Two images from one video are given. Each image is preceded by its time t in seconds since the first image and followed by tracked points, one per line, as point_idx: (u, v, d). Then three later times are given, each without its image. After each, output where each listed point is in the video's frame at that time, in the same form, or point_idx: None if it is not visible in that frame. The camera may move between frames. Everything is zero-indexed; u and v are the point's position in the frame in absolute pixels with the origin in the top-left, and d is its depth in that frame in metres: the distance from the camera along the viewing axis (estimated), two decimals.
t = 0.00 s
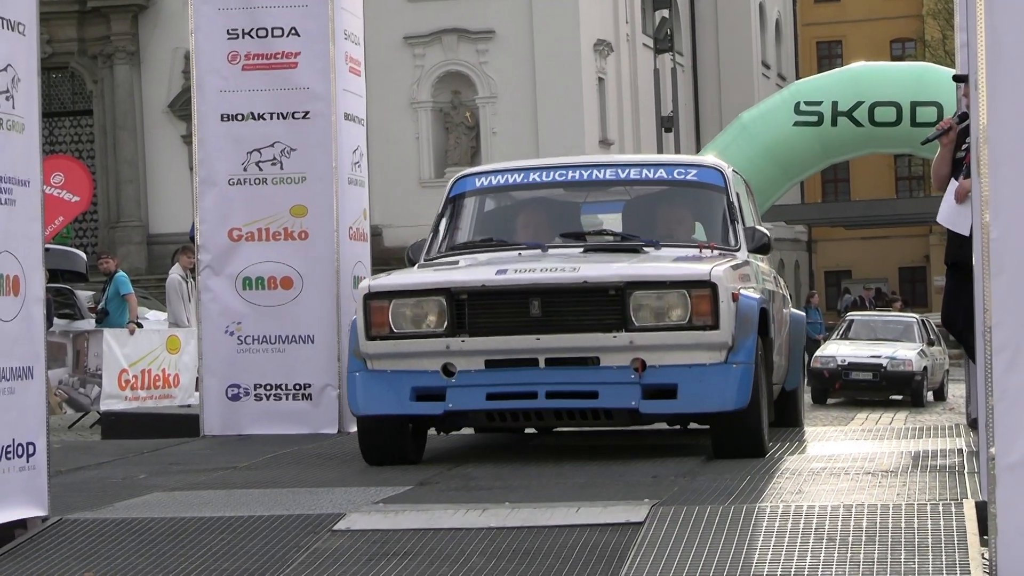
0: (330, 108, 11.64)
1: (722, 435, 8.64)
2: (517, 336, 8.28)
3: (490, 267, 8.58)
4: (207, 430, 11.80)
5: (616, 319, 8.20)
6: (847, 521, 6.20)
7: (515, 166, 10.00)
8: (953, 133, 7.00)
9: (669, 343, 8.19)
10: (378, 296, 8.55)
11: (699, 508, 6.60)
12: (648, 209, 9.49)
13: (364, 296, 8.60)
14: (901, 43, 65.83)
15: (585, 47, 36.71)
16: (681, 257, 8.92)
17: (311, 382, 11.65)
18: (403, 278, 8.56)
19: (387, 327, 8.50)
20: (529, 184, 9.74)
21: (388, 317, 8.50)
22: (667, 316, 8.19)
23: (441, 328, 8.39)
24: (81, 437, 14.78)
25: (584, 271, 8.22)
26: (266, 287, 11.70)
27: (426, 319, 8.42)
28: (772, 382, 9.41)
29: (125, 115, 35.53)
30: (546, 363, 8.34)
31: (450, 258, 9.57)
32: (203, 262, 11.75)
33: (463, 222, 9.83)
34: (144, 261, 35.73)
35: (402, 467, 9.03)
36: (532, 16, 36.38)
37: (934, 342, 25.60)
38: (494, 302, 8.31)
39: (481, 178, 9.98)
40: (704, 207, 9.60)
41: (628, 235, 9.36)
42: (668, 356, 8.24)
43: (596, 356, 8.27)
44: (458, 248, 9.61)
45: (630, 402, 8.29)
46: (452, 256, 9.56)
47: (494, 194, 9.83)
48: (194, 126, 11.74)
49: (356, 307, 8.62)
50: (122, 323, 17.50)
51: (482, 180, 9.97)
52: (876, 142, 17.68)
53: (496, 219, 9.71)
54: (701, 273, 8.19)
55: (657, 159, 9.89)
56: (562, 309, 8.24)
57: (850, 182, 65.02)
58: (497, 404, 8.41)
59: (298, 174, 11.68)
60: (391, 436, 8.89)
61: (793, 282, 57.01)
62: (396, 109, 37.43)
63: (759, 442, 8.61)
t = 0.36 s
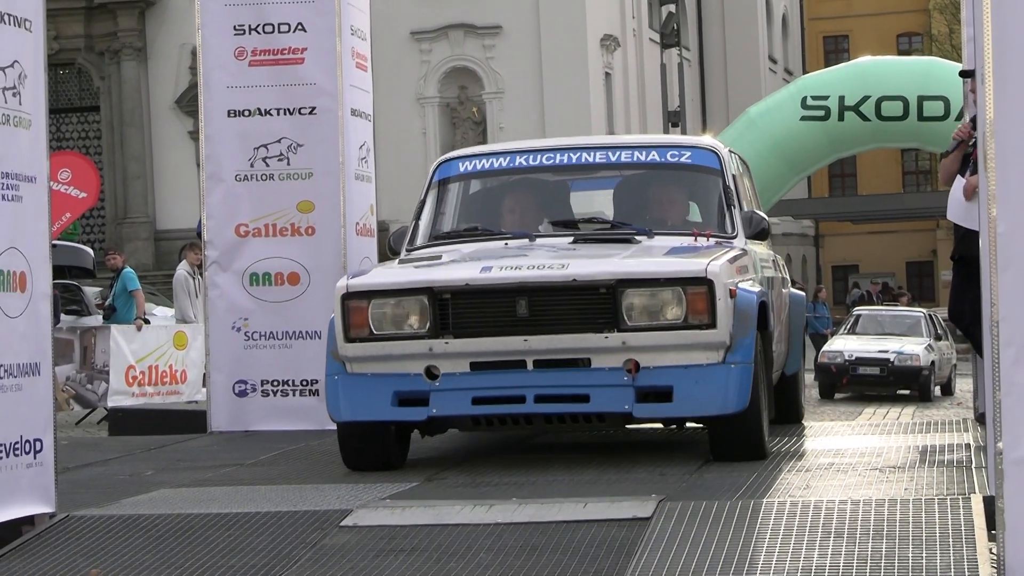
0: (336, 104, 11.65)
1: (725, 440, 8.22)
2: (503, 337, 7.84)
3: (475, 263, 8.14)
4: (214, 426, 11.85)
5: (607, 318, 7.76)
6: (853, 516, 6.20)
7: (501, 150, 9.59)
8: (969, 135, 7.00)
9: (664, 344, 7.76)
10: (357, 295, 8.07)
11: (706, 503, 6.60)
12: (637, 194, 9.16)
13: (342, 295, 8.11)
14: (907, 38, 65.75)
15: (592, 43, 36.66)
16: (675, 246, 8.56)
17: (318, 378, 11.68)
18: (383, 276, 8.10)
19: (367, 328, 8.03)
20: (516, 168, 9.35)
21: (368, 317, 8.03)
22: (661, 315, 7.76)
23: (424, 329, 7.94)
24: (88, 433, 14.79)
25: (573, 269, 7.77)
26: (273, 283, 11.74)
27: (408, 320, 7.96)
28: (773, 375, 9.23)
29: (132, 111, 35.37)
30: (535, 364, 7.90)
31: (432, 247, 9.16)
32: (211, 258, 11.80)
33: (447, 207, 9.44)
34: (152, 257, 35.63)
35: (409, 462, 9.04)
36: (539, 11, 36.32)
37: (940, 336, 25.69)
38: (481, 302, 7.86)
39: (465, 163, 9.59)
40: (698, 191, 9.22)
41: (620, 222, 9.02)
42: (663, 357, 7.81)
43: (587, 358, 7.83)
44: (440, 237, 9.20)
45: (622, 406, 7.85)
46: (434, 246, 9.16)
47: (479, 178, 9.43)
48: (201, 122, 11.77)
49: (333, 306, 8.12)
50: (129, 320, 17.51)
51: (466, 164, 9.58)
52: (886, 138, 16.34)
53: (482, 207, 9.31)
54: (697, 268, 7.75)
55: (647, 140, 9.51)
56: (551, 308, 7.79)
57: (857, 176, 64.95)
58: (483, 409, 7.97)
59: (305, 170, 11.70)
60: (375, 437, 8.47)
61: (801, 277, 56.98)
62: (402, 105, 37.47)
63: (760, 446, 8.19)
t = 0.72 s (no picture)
0: (343, 101, 11.69)
1: (721, 442, 7.54)
2: (486, 340, 7.12)
3: (458, 263, 7.42)
4: (221, 424, 11.91)
5: (598, 321, 7.05)
6: (859, 514, 6.19)
7: (489, 143, 8.89)
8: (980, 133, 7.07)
9: (659, 347, 7.03)
10: (332, 296, 7.37)
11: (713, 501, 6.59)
12: (632, 188, 8.42)
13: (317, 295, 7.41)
14: (915, 35, 65.75)
15: (600, 39, 36.64)
16: (670, 245, 7.82)
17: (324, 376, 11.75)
18: (360, 275, 7.40)
19: (344, 330, 7.34)
20: (506, 163, 8.64)
21: (346, 319, 7.33)
22: (655, 318, 7.04)
23: (404, 333, 7.22)
24: (96, 431, 14.80)
25: (563, 268, 7.06)
26: (281, 281, 11.79)
27: (388, 323, 7.26)
28: (777, 380, 9.11)
29: (140, 109, 35.20)
30: (522, 370, 7.17)
31: (414, 247, 8.44)
32: (217, 256, 11.82)
33: (430, 203, 8.72)
34: (159, 254, 35.52)
35: (415, 459, 9.03)
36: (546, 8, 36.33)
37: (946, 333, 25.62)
38: (462, 301, 7.14)
39: (450, 157, 8.89)
40: (697, 187, 8.48)
41: (614, 220, 8.27)
42: (658, 361, 7.08)
43: (578, 362, 7.11)
44: (424, 236, 8.48)
45: (614, 415, 7.10)
46: (417, 246, 8.43)
47: (465, 172, 8.72)
48: (208, 119, 11.77)
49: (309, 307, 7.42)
50: (137, 317, 17.52)
51: (451, 159, 8.88)
52: (893, 136, 15.68)
53: (470, 204, 8.59)
54: (694, 268, 7.02)
55: (642, 134, 8.80)
56: (539, 309, 7.08)
57: (864, 174, 64.94)
58: (466, 417, 7.23)
59: (312, 167, 11.73)
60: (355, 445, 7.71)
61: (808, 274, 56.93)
62: (410, 103, 37.52)
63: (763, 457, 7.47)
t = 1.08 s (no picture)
0: (350, 105, 11.73)
1: (720, 457, 7.12)
2: (473, 353, 6.76)
3: (443, 270, 7.06)
4: (228, 427, 11.92)
5: (590, 331, 6.70)
6: (867, 518, 6.19)
7: (476, 142, 8.51)
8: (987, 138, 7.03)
9: (656, 358, 6.67)
10: (311, 306, 7.00)
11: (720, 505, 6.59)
12: (625, 189, 8.00)
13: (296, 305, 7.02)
14: (921, 37, 65.69)
15: (606, 42, 36.62)
16: (668, 250, 7.43)
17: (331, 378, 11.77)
18: (340, 285, 7.01)
19: (324, 341, 6.97)
20: (495, 162, 8.25)
21: (326, 329, 6.97)
22: (650, 328, 6.68)
23: (387, 344, 6.87)
24: (103, 435, 14.82)
25: (552, 276, 6.69)
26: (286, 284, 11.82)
27: (371, 334, 6.91)
28: (778, 387, 9.06)
29: (146, 113, 35.18)
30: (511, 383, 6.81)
31: (398, 252, 8.06)
32: (225, 259, 11.85)
33: (416, 205, 8.31)
34: (166, 258, 35.49)
35: (423, 463, 9.03)
36: (552, 12, 36.33)
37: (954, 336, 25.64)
38: (448, 311, 6.79)
39: (435, 157, 8.50)
40: (693, 187, 8.07)
41: (609, 223, 7.88)
42: (654, 373, 6.72)
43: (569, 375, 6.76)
44: (409, 240, 8.08)
45: (609, 429, 6.72)
46: (401, 250, 8.04)
47: (452, 172, 8.33)
48: (215, 124, 11.80)
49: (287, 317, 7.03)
50: (144, 321, 17.54)
51: (437, 159, 8.48)
52: (900, 138, 15.53)
53: (456, 205, 8.20)
54: (691, 276, 6.65)
55: (637, 132, 8.41)
56: (528, 318, 6.73)
57: (871, 176, 64.90)
58: (452, 432, 6.85)
59: (319, 171, 11.78)
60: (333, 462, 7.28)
61: (816, 277, 56.91)
62: (417, 107, 37.52)
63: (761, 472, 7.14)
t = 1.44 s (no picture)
0: (357, 106, 11.75)
1: (721, 470, 6.89)
2: (465, 355, 6.58)
3: (436, 270, 6.91)
4: (235, 427, 11.96)
5: (587, 334, 6.51)
6: (872, 516, 6.19)
7: (469, 138, 8.49)
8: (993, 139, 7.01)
9: (654, 363, 6.48)
10: (297, 308, 6.82)
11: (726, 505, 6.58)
12: (622, 187, 7.99)
13: (281, 306, 6.84)
14: (927, 37, 65.67)
15: (612, 41, 36.62)
16: (667, 250, 7.34)
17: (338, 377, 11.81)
18: (328, 285, 6.84)
19: (310, 344, 6.80)
20: (489, 159, 8.25)
21: (312, 331, 6.80)
22: (649, 330, 6.49)
23: (376, 348, 6.69)
24: (110, 436, 14.82)
25: (548, 277, 6.49)
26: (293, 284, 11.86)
27: (359, 338, 6.73)
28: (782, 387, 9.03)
29: (152, 114, 35.18)
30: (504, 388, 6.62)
31: (390, 250, 8.04)
32: (231, 259, 11.89)
33: (408, 202, 8.30)
34: (173, 259, 35.46)
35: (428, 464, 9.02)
36: (558, 12, 36.33)
37: (960, 335, 25.60)
38: (440, 314, 6.61)
39: (427, 154, 8.49)
40: (693, 185, 8.05)
41: (604, 222, 7.84)
42: (653, 377, 6.53)
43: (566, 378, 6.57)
44: (402, 238, 8.07)
45: (605, 435, 6.53)
46: (391, 250, 8.02)
47: (445, 170, 8.32)
48: (220, 124, 11.81)
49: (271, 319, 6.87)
50: (151, 321, 17.52)
51: (429, 156, 8.48)
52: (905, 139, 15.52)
53: (448, 204, 8.21)
54: (691, 276, 6.45)
55: (635, 128, 8.37)
56: (523, 321, 6.55)
57: (877, 176, 64.87)
58: (444, 438, 6.67)
59: (325, 172, 11.82)
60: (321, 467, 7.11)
61: (822, 276, 56.88)
62: (423, 107, 37.53)
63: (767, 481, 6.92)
